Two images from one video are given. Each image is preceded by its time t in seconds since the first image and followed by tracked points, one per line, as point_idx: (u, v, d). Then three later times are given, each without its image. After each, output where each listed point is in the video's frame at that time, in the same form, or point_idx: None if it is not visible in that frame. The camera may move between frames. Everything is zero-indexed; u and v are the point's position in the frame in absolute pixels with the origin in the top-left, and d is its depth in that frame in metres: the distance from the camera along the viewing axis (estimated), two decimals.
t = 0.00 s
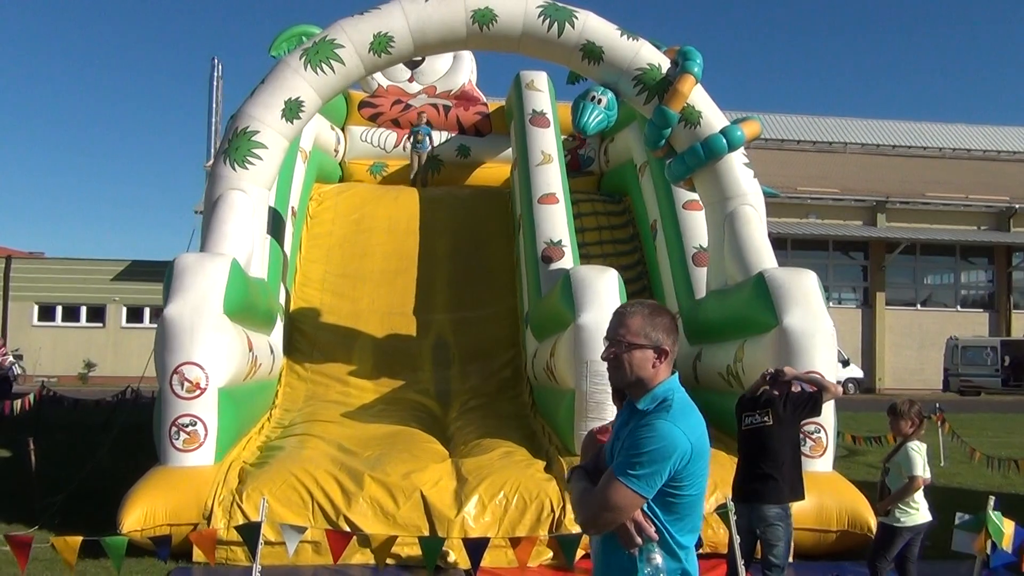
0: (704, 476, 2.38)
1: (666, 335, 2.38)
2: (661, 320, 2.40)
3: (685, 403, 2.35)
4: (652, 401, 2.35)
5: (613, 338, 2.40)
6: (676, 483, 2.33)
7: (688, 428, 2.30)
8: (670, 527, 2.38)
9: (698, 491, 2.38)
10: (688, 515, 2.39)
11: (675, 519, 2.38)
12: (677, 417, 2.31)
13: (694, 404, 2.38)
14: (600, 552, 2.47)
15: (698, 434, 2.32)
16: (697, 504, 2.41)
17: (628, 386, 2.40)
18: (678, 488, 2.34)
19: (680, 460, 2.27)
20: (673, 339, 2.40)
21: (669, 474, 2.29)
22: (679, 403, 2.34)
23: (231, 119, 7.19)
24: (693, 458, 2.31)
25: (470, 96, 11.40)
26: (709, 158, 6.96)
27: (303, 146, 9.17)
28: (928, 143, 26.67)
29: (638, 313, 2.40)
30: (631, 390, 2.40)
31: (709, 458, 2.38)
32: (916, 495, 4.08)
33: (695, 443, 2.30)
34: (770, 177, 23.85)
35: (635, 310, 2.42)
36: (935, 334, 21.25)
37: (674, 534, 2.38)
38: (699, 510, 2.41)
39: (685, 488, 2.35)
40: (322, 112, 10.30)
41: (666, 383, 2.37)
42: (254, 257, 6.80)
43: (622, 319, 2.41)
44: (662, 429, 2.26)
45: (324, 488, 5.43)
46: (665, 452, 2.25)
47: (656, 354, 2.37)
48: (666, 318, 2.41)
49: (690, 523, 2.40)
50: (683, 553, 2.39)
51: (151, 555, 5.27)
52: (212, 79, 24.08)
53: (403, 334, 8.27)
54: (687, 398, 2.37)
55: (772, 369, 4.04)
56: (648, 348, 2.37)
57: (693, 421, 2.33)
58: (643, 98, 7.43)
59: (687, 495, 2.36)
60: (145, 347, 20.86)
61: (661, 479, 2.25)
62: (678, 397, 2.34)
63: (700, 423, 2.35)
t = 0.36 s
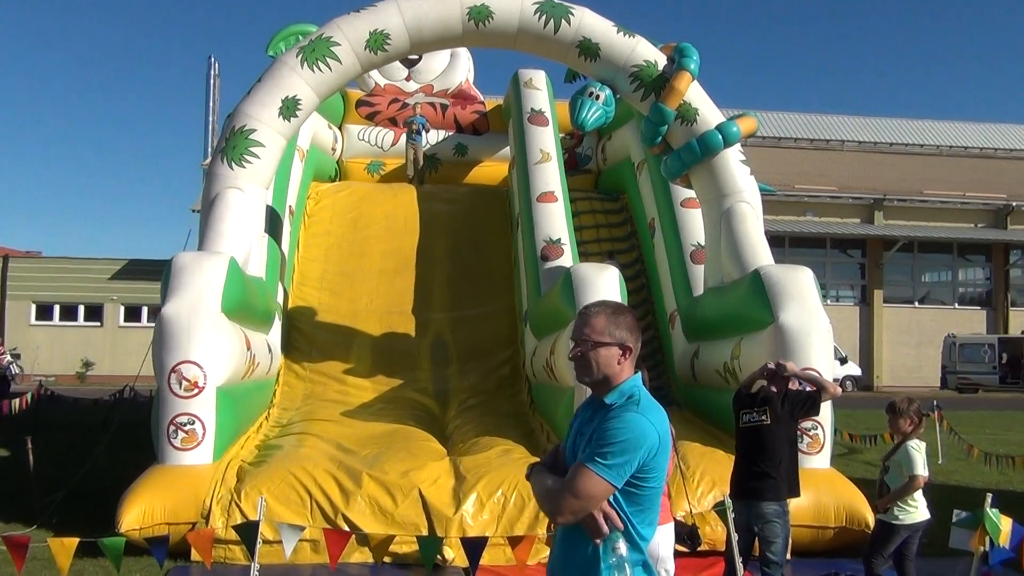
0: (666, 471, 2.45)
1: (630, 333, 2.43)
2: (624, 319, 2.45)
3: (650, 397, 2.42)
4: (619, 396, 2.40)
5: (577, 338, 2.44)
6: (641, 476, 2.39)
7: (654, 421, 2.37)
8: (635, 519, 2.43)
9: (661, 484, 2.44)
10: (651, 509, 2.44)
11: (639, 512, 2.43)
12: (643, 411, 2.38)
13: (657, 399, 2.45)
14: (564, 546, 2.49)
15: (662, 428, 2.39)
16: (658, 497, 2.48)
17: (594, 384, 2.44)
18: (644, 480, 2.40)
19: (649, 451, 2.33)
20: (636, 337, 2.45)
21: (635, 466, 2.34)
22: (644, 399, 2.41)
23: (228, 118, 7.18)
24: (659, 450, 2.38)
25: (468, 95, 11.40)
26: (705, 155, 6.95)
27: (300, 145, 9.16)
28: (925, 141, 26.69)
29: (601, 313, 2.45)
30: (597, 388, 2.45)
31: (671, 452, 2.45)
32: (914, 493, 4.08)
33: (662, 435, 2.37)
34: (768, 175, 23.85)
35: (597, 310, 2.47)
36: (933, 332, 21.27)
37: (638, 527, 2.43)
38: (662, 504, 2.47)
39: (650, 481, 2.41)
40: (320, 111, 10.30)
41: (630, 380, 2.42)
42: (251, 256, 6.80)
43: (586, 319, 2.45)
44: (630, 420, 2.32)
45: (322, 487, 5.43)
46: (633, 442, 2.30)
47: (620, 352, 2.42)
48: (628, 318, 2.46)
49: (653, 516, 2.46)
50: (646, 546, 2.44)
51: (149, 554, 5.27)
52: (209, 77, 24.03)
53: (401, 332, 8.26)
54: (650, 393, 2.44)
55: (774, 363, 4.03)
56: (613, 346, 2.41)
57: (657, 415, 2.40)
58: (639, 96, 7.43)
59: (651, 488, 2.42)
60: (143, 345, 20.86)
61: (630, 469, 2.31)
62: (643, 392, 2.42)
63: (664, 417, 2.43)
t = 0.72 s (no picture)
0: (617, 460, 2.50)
1: (586, 329, 2.44)
2: (580, 317, 2.46)
3: (604, 389, 2.45)
4: (575, 388, 2.42)
5: (537, 335, 2.44)
6: (592, 466, 2.43)
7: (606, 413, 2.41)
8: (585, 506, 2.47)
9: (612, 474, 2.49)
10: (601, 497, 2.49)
11: (590, 500, 2.48)
12: (598, 402, 2.41)
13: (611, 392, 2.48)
14: (519, 534, 2.51)
15: (614, 418, 2.43)
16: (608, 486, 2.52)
17: (553, 379, 2.45)
18: (594, 469, 2.44)
19: (601, 440, 2.37)
20: (592, 333, 2.46)
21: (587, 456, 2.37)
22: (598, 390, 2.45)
23: (225, 116, 7.17)
24: (610, 440, 2.42)
25: (464, 93, 11.40)
26: (705, 155, 6.96)
27: (297, 143, 9.15)
28: (921, 138, 26.73)
29: (559, 312, 2.45)
30: (556, 382, 2.46)
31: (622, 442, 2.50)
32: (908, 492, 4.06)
33: (614, 425, 2.41)
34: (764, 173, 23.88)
35: (555, 308, 2.47)
36: (928, 329, 21.32)
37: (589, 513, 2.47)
38: (612, 492, 2.51)
39: (600, 469, 2.45)
40: (316, 109, 10.29)
41: (589, 375, 2.44)
42: (248, 255, 6.79)
43: (545, 317, 2.46)
44: (584, 410, 2.35)
45: (319, 485, 5.43)
46: (588, 432, 2.32)
47: (578, 348, 2.43)
48: (586, 314, 2.46)
49: (603, 505, 2.51)
50: (594, 532, 2.48)
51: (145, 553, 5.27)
52: (205, 75, 23.97)
53: (397, 330, 8.27)
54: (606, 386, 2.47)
55: (772, 360, 4.02)
56: (571, 342, 2.42)
57: (610, 406, 2.44)
58: (638, 94, 7.44)
59: (602, 476, 2.46)
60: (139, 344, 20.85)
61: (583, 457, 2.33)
62: (598, 383, 2.45)
63: (616, 408, 2.46)
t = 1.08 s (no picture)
0: (580, 452, 2.54)
1: (551, 322, 2.51)
2: (545, 310, 2.53)
3: (565, 382, 2.51)
4: (536, 380, 2.50)
5: (502, 328, 2.52)
6: (551, 457, 2.49)
7: (563, 404, 2.46)
8: (547, 498, 2.53)
9: (574, 466, 2.54)
10: (563, 489, 2.54)
11: (552, 491, 2.53)
12: (555, 394, 2.48)
13: (574, 384, 2.54)
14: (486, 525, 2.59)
15: (573, 410, 2.49)
16: (572, 479, 2.57)
17: (518, 371, 2.53)
18: (555, 460, 2.49)
19: (555, 432, 2.42)
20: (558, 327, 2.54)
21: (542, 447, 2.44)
22: (557, 382, 2.51)
23: (219, 112, 7.15)
24: (568, 432, 2.47)
25: (458, 89, 11.38)
26: (698, 149, 6.97)
27: (291, 139, 9.13)
28: (916, 134, 26.75)
29: (524, 304, 2.52)
30: (520, 374, 2.54)
31: (584, 436, 2.54)
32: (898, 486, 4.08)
33: (570, 416, 2.47)
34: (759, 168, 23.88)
35: (520, 301, 2.54)
36: (923, 325, 21.36)
37: (551, 505, 2.53)
38: (575, 485, 2.56)
39: (561, 461, 2.50)
40: (310, 105, 10.27)
41: (551, 366, 2.51)
42: (242, 251, 6.78)
43: (509, 310, 2.52)
44: (538, 403, 2.42)
45: (313, 481, 5.43)
46: (539, 423, 2.39)
47: (543, 341, 2.50)
48: (551, 308, 2.54)
49: (568, 496, 2.55)
50: (556, 522, 2.53)
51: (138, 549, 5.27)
52: (199, 71, 23.87)
53: (392, 326, 8.26)
54: (568, 379, 2.53)
55: (767, 355, 4.05)
56: (535, 335, 2.49)
57: (569, 398, 2.50)
58: (632, 89, 7.44)
59: (563, 468, 2.52)
60: (133, 340, 20.81)
61: (536, 450, 2.40)
62: (558, 376, 2.51)
63: (577, 401, 2.52)
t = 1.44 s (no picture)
0: (527, 458, 2.38)
1: (514, 318, 2.43)
2: (511, 305, 2.45)
3: (516, 382, 2.38)
4: (489, 376, 2.40)
5: (463, 320, 2.44)
6: (490, 460, 2.35)
7: (505, 404, 2.33)
8: (485, 502, 2.38)
9: (518, 472, 2.38)
10: (505, 495, 2.38)
11: (492, 496, 2.38)
12: (499, 393, 2.35)
13: (528, 384, 2.40)
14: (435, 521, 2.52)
15: (516, 411, 2.34)
16: (518, 486, 2.40)
17: (477, 367, 2.44)
18: (493, 463, 2.35)
19: (486, 431, 2.30)
20: (522, 324, 2.45)
21: (477, 446, 2.32)
22: (508, 383, 2.38)
23: (208, 106, 7.12)
24: (505, 434, 2.33)
25: (452, 82, 11.35)
26: (689, 143, 6.97)
27: (284, 133, 9.10)
28: (909, 128, 26.79)
29: (488, 298, 2.44)
30: (480, 370, 2.45)
31: (531, 443, 2.38)
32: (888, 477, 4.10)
33: (511, 418, 2.33)
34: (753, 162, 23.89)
35: (485, 294, 2.46)
36: (917, 318, 21.42)
37: (488, 509, 2.38)
38: (519, 492, 2.40)
39: (499, 464, 2.35)
40: (303, 98, 10.24)
41: (510, 363, 2.40)
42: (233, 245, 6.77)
43: (473, 303, 2.45)
44: (475, 398, 2.32)
45: (307, 475, 5.42)
46: (471, 419, 2.29)
47: (504, 337, 2.41)
48: (516, 303, 2.46)
49: (511, 504, 2.40)
50: (488, 529, 2.37)
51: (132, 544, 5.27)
52: (192, 64, 23.74)
53: (387, 319, 8.26)
54: (523, 379, 2.39)
55: (753, 346, 4.05)
56: (496, 330, 2.41)
57: (517, 400, 2.35)
58: (623, 83, 7.43)
59: (504, 473, 2.36)
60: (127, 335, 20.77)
61: (465, 446, 2.30)
62: (513, 374, 2.39)
63: (528, 405, 2.37)
